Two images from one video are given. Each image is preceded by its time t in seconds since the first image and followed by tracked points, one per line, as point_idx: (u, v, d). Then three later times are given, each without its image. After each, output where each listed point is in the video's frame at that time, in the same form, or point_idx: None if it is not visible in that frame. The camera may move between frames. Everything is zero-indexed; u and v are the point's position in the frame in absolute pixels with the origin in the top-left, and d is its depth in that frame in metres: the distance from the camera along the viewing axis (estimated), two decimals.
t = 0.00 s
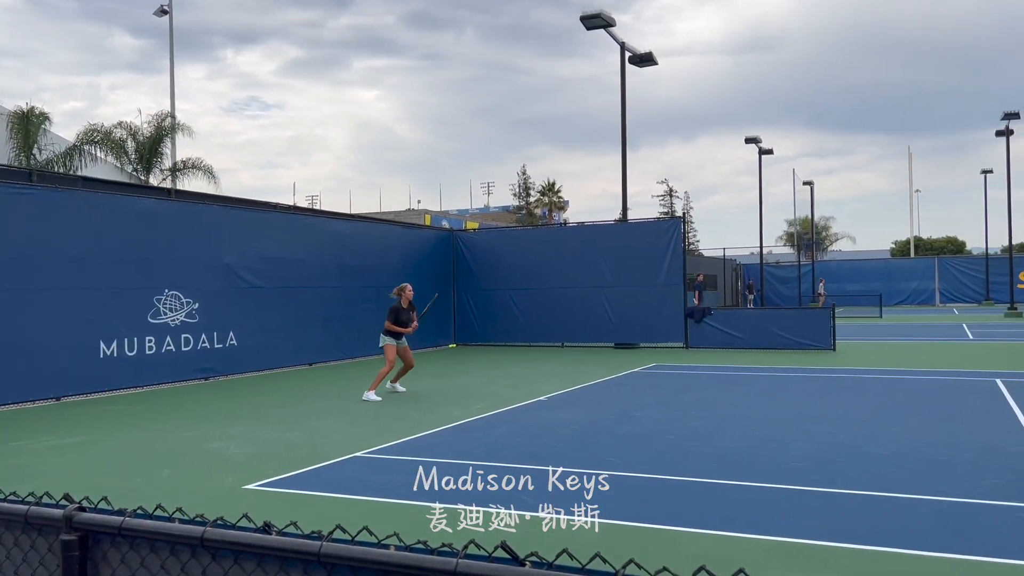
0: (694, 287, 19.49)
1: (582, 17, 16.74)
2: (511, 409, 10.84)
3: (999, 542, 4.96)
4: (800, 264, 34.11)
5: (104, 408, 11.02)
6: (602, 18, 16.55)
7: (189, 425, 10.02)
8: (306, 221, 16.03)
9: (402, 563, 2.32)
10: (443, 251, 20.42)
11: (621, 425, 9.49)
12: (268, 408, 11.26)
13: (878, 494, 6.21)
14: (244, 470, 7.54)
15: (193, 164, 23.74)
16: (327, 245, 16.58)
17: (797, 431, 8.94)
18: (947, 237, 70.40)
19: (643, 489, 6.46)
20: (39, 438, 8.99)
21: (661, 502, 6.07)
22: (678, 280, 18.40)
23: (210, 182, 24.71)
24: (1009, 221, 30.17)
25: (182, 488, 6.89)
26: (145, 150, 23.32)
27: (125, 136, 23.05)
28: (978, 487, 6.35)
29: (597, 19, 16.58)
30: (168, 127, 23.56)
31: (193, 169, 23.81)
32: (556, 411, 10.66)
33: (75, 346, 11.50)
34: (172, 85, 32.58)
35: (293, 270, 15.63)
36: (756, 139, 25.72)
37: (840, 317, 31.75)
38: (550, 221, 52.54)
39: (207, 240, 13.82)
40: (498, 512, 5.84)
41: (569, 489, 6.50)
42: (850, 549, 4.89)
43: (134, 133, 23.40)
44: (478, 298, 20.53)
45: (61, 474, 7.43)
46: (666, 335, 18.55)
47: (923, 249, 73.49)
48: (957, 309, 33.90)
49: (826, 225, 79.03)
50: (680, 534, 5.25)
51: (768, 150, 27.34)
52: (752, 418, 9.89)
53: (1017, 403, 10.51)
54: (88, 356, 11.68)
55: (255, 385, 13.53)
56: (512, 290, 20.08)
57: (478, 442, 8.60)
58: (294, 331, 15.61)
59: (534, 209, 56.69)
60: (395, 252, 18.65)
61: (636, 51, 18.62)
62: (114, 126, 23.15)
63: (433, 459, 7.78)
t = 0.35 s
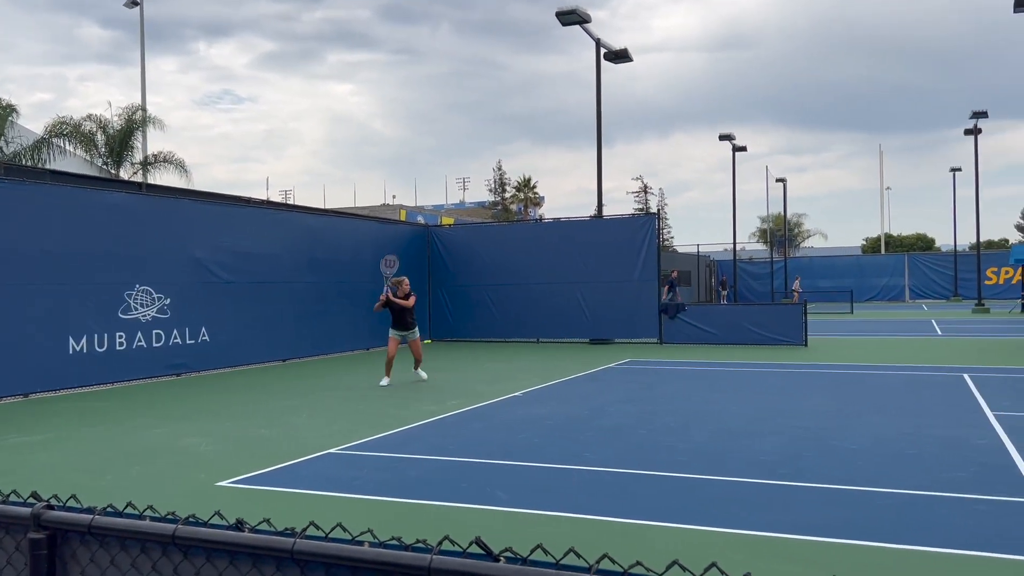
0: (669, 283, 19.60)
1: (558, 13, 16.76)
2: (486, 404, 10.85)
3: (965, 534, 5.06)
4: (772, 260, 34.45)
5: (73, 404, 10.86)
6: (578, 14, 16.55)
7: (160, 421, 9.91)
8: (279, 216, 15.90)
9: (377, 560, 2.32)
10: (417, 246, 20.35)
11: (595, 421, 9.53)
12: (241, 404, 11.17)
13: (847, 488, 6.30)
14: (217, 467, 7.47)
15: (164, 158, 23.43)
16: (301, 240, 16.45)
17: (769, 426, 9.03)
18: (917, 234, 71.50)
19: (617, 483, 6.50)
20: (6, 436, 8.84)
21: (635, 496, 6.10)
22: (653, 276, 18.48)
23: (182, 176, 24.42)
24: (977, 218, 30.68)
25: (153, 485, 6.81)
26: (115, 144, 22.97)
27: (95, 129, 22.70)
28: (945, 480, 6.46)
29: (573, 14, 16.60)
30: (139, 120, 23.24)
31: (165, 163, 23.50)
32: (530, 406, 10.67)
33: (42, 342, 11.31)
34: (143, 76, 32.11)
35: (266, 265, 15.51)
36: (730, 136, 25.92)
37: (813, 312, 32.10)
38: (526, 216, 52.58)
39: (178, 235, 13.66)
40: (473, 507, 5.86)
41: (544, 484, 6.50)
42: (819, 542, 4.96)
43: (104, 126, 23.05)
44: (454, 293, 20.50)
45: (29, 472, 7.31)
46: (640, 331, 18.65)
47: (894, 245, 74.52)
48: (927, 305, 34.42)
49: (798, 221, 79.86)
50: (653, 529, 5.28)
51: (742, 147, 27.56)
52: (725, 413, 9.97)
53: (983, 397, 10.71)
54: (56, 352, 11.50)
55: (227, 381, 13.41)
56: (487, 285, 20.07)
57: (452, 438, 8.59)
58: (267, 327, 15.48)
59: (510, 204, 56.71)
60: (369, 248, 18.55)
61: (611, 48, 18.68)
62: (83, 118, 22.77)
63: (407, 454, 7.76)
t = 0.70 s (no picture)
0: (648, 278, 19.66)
1: (538, 8, 16.75)
2: (466, 400, 10.84)
3: (936, 527, 5.14)
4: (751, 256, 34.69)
5: (47, 400, 10.72)
6: (558, 9, 16.54)
7: (135, 417, 9.82)
8: (257, 210, 15.77)
9: (356, 557, 2.31)
10: (396, 242, 20.28)
11: (573, 415, 9.56)
12: (218, 400, 11.09)
13: (824, 482, 6.36)
14: (194, 463, 7.40)
15: (141, 151, 23.16)
16: (279, 234, 16.33)
17: (747, 421, 9.09)
18: (893, 231, 72.33)
19: (595, 478, 6.53)
20: None
21: (611, 491, 6.14)
22: (632, 271, 18.54)
23: (159, 170, 24.16)
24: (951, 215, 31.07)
25: (130, 481, 6.75)
26: (90, 137, 22.66)
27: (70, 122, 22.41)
28: (920, 474, 6.53)
29: (553, 10, 16.59)
30: (115, 113, 22.98)
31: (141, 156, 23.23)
32: (509, 401, 10.68)
33: (15, 338, 11.16)
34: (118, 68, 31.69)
35: (244, 260, 15.39)
36: (709, 132, 26.08)
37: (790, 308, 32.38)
38: (506, 212, 52.54)
39: (155, 229, 13.51)
40: (453, 502, 5.85)
41: (522, 479, 6.52)
42: (797, 535, 5.00)
43: (78, 119, 22.75)
44: (433, 289, 20.46)
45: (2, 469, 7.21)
46: (620, 326, 18.71)
47: (871, 242, 75.30)
48: (902, 301, 34.82)
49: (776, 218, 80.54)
50: (629, 523, 5.31)
51: (721, 144, 27.71)
52: (704, 408, 10.03)
53: (957, 392, 10.84)
54: (29, 347, 11.34)
55: (204, 376, 13.29)
56: (467, 280, 20.05)
57: (431, 433, 8.58)
58: (245, 322, 15.36)
59: (490, 200, 56.70)
60: (348, 242, 18.46)
61: (591, 44, 18.70)
62: (58, 111, 22.46)
63: (386, 450, 7.74)
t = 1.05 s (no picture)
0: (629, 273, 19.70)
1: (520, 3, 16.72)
2: (447, 395, 10.82)
3: (912, 520, 5.20)
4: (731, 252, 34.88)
5: (22, 396, 10.58)
6: (540, 4, 16.52)
7: (113, 413, 9.71)
8: (236, 204, 15.63)
9: (336, 553, 2.29)
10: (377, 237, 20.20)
11: (555, 411, 9.57)
12: (197, 396, 10.99)
13: (804, 476, 6.40)
14: (172, 459, 7.34)
15: (119, 144, 22.89)
16: (259, 229, 16.21)
17: (726, 416, 9.15)
18: (871, 227, 73.00)
19: (576, 473, 6.55)
20: None
21: (591, 486, 6.16)
22: (613, 267, 18.58)
23: (137, 163, 23.90)
24: (929, 212, 31.39)
25: (107, 478, 6.67)
26: (66, 130, 22.36)
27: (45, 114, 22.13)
28: (897, 468, 6.60)
29: (535, 5, 16.57)
30: (92, 106, 22.71)
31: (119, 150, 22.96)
32: (490, 397, 10.68)
33: None
34: (95, 60, 31.30)
35: (223, 255, 15.26)
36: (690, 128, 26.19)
37: (770, 304, 32.61)
38: (487, 207, 52.48)
39: (132, 224, 13.36)
40: (434, 498, 5.84)
41: (503, 474, 6.53)
42: (775, 529, 5.04)
43: (55, 111, 22.47)
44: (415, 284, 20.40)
45: None
46: (601, 322, 18.75)
47: (849, 239, 75.97)
48: (880, 297, 35.14)
49: (756, 214, 81.03)
50: (609, 518, 5.32)
51: (701, 140, 27.82)
52: (685, 403, 10.08)
53: (934, 388, 10.97)
54: (4, 343, 11.19)
55: (182, 372, 13.18)
56: (449, 276, 20.02)
57: (412, 429, 8.56)
58: (225, 317, 15.24)
59: (471, 195, 56.61)
60: (329, 237, 18.36)
61: (574, 39, 18.70)
62: (33, 103, 22.17)
63: (367, 446, 7.71)
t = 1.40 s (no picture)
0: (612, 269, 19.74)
1: None
2: (430, 391, 10.80)
3: (890, 515, 5.24)
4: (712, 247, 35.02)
5: None
6: None
7: (92, 409, 9.61)
8: (217, 199, 15.50)
9: (316, 550, 2.27)
10: (359, 232, 20.12)
11: (537, 406, 9.58)
12: (177, 392, 10.90)
13: (785, 471, 6.44)
14: (152, 456, 7.27)
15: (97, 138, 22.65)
16: (240, 224, 16.09)
17: (708, 411, 9.19)
18: (851, 223, 73.60)
19: (558, 469, 6.55)
20: None
21: (573, 481, 6.16)
22: (596, 263, 18.60)
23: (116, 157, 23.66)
24: (908, 209, 31.67)
25: (85, 475, 6.60)
26: (44, 123, 22.09)
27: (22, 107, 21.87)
28: (877, 464, 6.65)
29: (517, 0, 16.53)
30: (70, 99, 22.46)
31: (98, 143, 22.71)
32: (473, 392, 10.67)
33: None
34: (73, 52, 30.98)
35: (203, 250, 15.13)
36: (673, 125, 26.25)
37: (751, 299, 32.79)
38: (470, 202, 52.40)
39: (111, 218, 13.21)
40: (416, 494, 5.83)
41: (485, 470, 6.52)
42: (756, 524, 5.07)
43: (32, 104, 22.22)
44: (397, 279, 20.34)
45: None
46: (584, 317, 18.77)
47: (829, 235, 76.51)
48: (860, 292, 35.43)
49: (738, 210, 81.44)
50: (590, 513, 5.33)
51: (684, 136, 27.92)
52: (667, 398, 10.11)
53: (912, 382, 11.07)
54: None
55: (162, 368, 13.06)
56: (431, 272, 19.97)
57: (394, 425, 8.54)
58: (205, 313, 15.12)
59: (454, 190, 56.51)
60: (310, 232, 18.26)
61: (557, 35, 18.68)
62: (10, 96, 21.92)
63: (349, 442, 7.68)
